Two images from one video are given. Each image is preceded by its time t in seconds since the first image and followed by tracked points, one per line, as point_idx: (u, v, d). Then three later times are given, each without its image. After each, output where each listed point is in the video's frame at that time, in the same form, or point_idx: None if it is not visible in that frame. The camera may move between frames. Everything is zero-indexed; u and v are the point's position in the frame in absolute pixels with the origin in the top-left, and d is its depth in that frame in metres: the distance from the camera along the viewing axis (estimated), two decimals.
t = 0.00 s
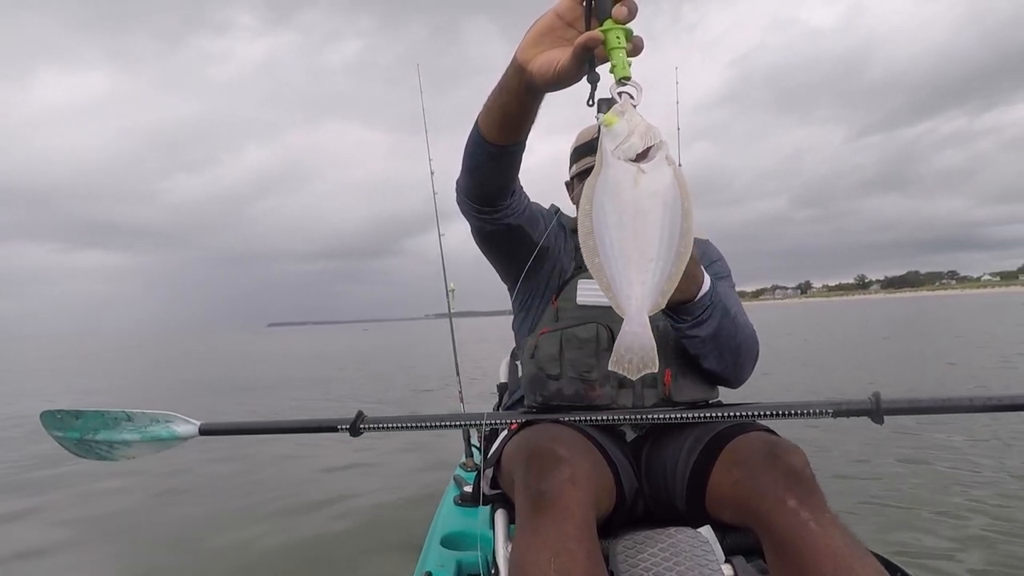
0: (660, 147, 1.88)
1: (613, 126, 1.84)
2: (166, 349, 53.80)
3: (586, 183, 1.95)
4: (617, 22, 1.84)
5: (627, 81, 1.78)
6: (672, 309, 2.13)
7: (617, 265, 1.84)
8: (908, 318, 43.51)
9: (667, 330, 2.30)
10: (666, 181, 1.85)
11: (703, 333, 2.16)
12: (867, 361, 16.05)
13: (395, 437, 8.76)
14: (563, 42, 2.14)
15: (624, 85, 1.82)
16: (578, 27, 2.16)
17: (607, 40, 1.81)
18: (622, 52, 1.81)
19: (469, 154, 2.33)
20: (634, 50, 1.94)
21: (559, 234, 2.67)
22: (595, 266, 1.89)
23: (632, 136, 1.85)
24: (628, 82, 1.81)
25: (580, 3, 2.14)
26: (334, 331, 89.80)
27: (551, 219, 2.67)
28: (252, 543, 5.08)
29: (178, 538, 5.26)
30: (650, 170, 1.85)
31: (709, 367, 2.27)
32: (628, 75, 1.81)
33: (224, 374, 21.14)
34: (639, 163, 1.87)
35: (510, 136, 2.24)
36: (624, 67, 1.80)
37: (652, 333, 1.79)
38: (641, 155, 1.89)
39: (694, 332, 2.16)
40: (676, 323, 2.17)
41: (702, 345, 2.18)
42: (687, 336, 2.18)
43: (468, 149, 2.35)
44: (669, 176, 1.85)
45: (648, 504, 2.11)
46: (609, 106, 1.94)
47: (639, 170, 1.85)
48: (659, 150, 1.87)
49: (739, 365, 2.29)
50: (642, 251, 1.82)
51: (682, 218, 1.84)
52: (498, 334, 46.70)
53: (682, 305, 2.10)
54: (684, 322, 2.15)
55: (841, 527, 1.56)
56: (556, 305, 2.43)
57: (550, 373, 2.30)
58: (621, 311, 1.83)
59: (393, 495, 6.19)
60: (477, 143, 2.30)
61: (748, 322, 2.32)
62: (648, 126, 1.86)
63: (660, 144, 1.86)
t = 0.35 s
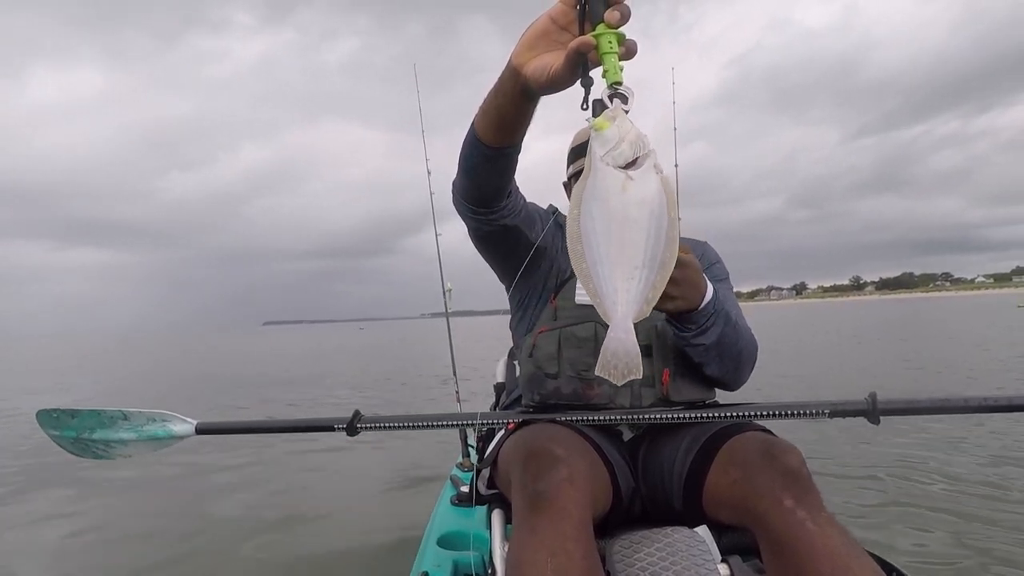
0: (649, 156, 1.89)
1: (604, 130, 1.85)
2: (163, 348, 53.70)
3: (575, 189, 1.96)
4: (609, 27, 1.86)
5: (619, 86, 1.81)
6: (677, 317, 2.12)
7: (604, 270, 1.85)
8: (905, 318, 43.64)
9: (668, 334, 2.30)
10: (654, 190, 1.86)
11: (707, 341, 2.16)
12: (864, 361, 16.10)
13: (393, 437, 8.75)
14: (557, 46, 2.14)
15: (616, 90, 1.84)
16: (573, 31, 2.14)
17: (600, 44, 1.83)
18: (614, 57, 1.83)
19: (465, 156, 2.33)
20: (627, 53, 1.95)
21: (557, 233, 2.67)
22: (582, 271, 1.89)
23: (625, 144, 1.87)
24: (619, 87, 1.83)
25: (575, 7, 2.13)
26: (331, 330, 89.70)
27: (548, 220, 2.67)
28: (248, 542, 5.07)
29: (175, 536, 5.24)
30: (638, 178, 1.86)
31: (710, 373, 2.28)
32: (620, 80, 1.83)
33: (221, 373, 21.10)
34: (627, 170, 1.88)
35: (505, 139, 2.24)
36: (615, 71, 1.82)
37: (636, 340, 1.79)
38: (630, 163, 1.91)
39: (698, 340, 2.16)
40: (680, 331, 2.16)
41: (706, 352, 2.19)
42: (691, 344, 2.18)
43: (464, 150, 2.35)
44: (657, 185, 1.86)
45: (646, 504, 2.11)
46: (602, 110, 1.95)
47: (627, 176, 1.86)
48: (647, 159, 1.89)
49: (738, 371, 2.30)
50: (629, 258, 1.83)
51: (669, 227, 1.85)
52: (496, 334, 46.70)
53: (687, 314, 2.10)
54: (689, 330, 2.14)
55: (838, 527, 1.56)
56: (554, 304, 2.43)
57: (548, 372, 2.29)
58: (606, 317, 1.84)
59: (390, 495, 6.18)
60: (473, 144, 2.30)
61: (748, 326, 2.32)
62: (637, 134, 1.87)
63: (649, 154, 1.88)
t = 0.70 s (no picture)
0: (650, 156, 1.90)
1: (604, 135, 1.86)
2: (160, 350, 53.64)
3: (579, 195, 1.96)
4: (609, 30, 1.86)
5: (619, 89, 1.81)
6: (681, 319, 2.13)
7: (611, 275, 1.85)
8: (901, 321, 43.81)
9: (671, 336, 2.30)
10: (657, 192, 1.86)
11: (710, 343, 2.16)
12: (861, 365, 16.15)
13: (390, 438, 8.74)
14: (557, 48, 2.15)
15: (615, 94, 1.85)
16: (572, 33, 2.15)
17: (600, 48, 1.84)
18: (613, 60, 1.83)
19: (465, 157, 2.33)
20: (626, 56, 1.95)
21: (556, 233, 2.68)
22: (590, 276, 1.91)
23: (625, 146, 1.87)
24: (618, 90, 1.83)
25: (575, 8, 2.14)
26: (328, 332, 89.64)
27: (547, 219, 2.68)
28: (245, 543, 5.05)
29: (171, 537, 5.23)
30: (641, 180, 1.86)
31: (712, 375, 2.28)
32: (619, 83, 1.84)
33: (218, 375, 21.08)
34: (630, 173, 1.88)
35: (506, 139, 2.24)
36: (615, 75, 1.83)
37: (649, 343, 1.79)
38: (632, 165, 1.91)
39: (701, 342, 2.17)
40: (683, 332, 2.17)
41: (708, 354, 2.19)
42: (694, 346, 2.18)
43: (464, 150, 2.35)
44: (661, 186, 1.86)
45: (644, 504, 2.11)
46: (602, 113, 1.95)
47: (630, 180, 1.85)
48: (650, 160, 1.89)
49: (739, 374, 2.30)
50: (636, 261, 1.82)
51: (675, 227, 1.86)
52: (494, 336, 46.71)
53: (690, 315, 2.11)
54: (692, 331, 2.15)
55: (836, 526, 1.56)
56: (553, 304, 2.42)
57: (547, 371, 2.29)
58: (617, 322, 1.83)
59: (388, 495, 6.17)
60: (472, 145, 2.30)
61: (749, 329, 2.32)
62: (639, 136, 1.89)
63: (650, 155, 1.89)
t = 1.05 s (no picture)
0: (653, 165, 1.89)
1: (607, 144, 1.82)
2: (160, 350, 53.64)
3: (582, 202, 1.97)
4: (614, 36, 1.86)
5: (624, 98, 1.82)
6: (686, 322, 2.13)
7: (610, 284, 1.86)
8: (901, 322, 43.79)
9: (675, 338, 2.30)
10: (660, 201, 1.85)
11: (714, 346, 2.17)
12: (863, 365, 16.14)
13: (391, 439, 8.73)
14: (561, 53, 2.15)
15: (620, 102, 1.85)
16: (576, 37, 2.15)
17: (605, 55, 1.83)
18: (618, 68, 1.83)
19: (468, 160, 2.34)
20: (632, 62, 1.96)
21: (560, 234, 2.69)
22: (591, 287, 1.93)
23: (630, 155, 1.85)
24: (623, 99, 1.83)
25: (580, 14, 2.14)
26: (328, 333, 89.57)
27: (549, 221, 2.68)
28: (245, 543, 5.04)
29: (173, 535, 5.23)
30: (644, 189, 1.86)
31: (715, 378, 2.29)
32: (624, 91, 1.84)
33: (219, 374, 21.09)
34: (633, 182, 1.88)
35: (510, 143, 2.24)
36: (619, 83, 1.82)
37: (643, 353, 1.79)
38: (634, 174, 1.90)
39: (706, 344, 2.17)
40: (688, 335, 2.17)
41: (713, 357, 2.20)
42: (698, 348, 2.19)
43: (467, 153, 2.35)
44: (663, 195, 1.85)
45: (646, 505, 2.12)
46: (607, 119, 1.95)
47: (633, 189, 1.85)
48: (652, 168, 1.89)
49: (742, 377, 2.31)
50: (634, 271, 1.83)
51: (676, 237, 1.85)
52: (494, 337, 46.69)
53: (695, 318, 2.11)
54: (697, 333, 2.15)
55: (839, 528, 1.56)
56: (556, 305, 2.43)
57: (550, 372, 2.30)
58: (613, 331, 1.85)
59: (389, 496, 6.16)
60: (476, 148, 2.31)
61: (753, 331, 2.32)
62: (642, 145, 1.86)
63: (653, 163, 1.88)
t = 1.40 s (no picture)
0: (646, 173, 1.90)
1: (601, 148, 1.87)
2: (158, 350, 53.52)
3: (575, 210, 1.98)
4: (607, 40, 1.86)
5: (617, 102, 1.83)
6: (688, 321, 2.13)
7: (604, 289, 1.85)
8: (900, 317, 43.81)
9: (675, 337, 2.29)
10: (653, 208, 1.86)
11: (715, 343, 2.17)
12: (864, 360, 16.12)
13: (392, 437, 8.71)
14: (556, 57, 2.15)
15: (613, 106, 1.86)
16: (571, 41, 2.15)
17: (599, 59, 1.83)
18: (611, 72, 1.83)
19: (466, 165, 2.34)
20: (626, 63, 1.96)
21: (561, 234, 2.69)
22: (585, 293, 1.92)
23: (624, 162, 1.89)
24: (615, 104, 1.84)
25: (573, 16, 2.13)
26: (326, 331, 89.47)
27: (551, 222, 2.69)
28: (244, 543, 5.03)
29: (173, 535, 5.23)
30: (637, 196, 1.87)
31: (715, 377, 2.29)
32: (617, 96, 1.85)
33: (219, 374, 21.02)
34: (626, 189, 1.90)
35: (507, 147, 2.24)
36: (613, 88, 1.83)
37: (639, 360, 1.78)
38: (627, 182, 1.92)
39: (707, 342, 2.17)
40: (689, 335, 2.16)
41: (713, 355, 2.19)
42: (699, 347, 2.18)
43: (465, 158, 2.35)
44: (656, 202, 1.87)
45: (648, 504, 2.12)
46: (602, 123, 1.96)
47: (625, 195, 1.87)
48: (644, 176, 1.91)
49: (742, 375, 2.31)
50: (628, 277, 1.83)
51: (669, 243, 1.86)
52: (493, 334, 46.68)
53: (696, 317, 2.11)
54: (698, 332, 2.14)
55: (841, 527, 1.57)
56: (558, 304, 2.43)
57: (552, 371, 2.31)
58: (607, 336, 1.83)
59: (389, 495, 6.15)
60: (474, 153, 2.31)
61: (752, 328, 2.32)
62: (635, 151, 1.89)
63: (645, 172, 1.90)
